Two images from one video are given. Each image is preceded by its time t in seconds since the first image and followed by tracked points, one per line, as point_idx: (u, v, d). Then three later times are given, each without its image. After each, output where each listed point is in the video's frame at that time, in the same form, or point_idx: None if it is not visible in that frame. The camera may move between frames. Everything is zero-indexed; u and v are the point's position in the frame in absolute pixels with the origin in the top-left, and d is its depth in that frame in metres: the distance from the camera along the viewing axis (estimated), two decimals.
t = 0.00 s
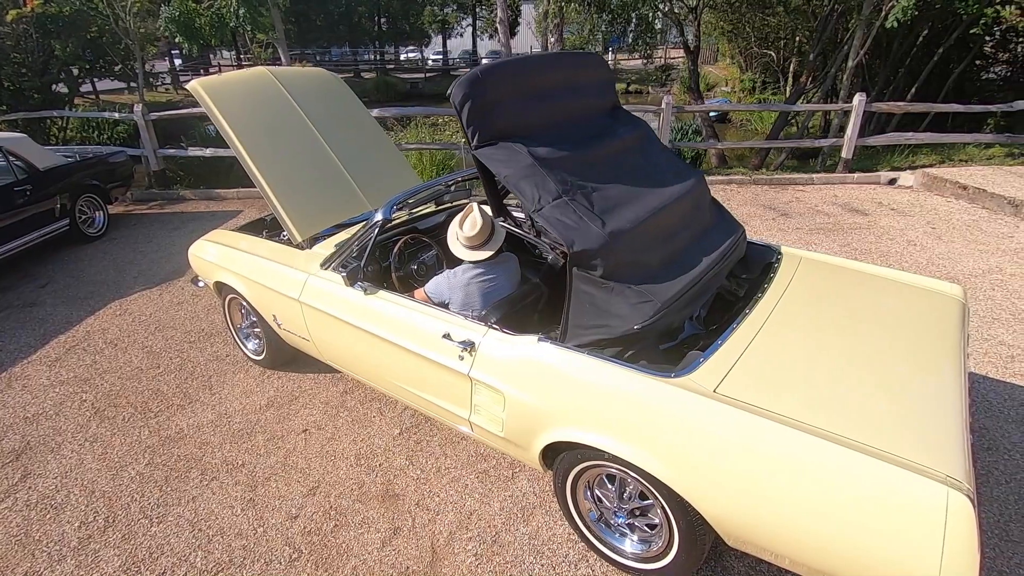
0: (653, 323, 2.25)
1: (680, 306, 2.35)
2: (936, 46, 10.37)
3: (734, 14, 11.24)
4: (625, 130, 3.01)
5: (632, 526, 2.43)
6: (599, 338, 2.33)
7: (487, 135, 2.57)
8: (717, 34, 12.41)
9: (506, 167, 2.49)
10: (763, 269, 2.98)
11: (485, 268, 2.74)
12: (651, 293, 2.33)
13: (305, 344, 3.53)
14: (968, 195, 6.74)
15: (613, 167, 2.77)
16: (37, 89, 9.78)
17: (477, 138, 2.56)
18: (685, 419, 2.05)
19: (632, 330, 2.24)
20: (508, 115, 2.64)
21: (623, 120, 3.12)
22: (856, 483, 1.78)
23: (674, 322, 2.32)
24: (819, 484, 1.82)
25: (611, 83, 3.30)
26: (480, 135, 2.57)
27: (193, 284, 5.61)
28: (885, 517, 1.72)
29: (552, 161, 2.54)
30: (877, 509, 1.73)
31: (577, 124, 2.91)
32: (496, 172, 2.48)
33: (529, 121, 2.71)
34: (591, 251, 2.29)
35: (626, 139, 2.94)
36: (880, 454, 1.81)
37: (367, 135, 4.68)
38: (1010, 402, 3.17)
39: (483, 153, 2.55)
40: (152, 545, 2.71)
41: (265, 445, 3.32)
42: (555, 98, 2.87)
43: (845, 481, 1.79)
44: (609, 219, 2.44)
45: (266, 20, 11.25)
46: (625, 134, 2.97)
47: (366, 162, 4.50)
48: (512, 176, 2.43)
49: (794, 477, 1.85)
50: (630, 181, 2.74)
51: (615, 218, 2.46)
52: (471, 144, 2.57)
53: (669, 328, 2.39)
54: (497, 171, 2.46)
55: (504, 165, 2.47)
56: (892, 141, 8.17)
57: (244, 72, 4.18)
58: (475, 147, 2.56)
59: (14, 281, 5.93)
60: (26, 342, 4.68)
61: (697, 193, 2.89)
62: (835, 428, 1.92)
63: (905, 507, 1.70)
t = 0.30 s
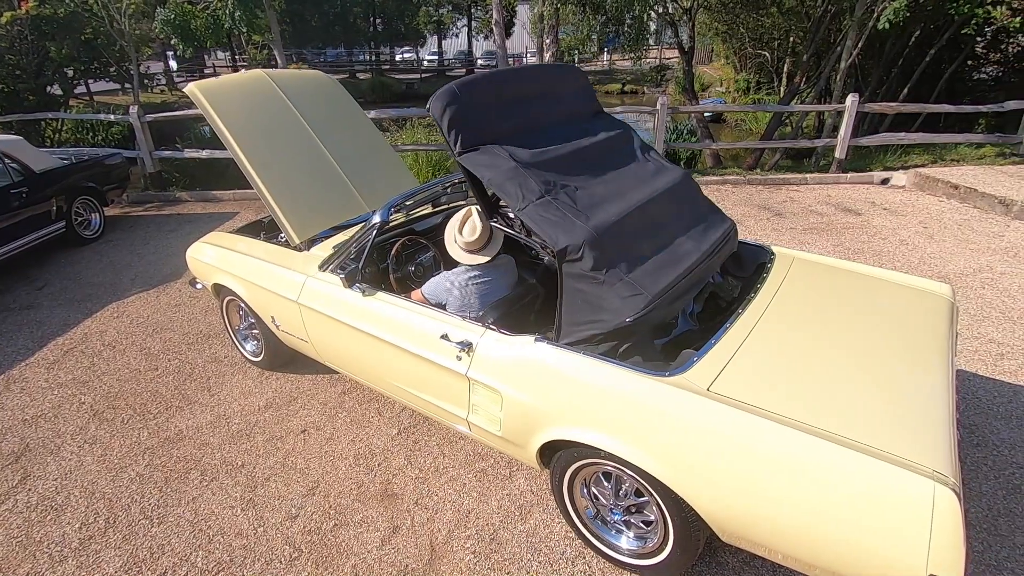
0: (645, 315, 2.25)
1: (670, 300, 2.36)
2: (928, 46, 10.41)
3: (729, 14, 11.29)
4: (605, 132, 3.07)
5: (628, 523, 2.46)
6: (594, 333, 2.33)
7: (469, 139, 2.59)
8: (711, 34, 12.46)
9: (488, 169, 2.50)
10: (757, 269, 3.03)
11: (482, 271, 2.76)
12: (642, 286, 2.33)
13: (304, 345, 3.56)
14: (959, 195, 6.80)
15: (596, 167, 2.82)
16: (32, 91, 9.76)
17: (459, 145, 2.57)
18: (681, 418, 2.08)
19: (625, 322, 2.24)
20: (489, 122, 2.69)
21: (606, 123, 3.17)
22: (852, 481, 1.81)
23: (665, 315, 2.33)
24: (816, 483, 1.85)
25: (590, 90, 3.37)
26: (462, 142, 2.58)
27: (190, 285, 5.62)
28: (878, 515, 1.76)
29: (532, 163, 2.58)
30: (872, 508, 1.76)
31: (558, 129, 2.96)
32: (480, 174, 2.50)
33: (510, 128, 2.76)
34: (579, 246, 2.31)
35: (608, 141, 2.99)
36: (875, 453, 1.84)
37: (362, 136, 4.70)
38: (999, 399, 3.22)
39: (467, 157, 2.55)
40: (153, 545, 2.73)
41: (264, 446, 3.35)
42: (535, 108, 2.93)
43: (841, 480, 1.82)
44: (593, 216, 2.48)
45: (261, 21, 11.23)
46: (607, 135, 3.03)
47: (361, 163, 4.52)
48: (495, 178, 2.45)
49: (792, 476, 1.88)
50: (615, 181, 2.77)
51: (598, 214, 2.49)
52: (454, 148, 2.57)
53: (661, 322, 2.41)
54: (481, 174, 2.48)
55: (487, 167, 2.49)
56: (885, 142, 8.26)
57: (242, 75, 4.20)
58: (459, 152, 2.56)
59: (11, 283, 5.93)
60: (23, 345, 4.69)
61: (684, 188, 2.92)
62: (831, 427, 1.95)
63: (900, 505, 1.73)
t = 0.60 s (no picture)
0: (635, 307, 2.27)
1: (660, 292, 2.38)
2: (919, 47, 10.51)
3: (723, 15, 11.36)
4: (588, 135, 3.14)
5: (624, 519, 2.51)
6: (586, 328, 2.35)
7: (454, 146, 2.63)
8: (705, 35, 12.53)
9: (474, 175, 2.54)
10: (749, 270, 3.08)
11: (480, 275, 2.78)
12: (631, 279, 2.35)
13: (303, 346, 3.59)
14: (950, 195, 6.88)
15: (581, 168, 2.87)
16: (27, 93, 9.76)
17: (446, 154, 2.60)
18: (681, 418, 2.11)
19: (616, 314, 2.25)
20: (474, 130, 2.73)
21: (590, 129, 3.23)
22: (852, 481, 1.84)
23: (654, 308, 2.35)
24: (816, 483, 1.88)
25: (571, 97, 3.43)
26: (448, 151, 2.62)
27: (187, 287, 5.64)
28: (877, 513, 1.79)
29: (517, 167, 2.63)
30: (872, 507, 1.80)
31: (543, 135, 3.02)
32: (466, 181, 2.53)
33: (495, 135, 2.80)
34: (567, 243, 2.35)
35: (592, 143, 3.06)
36: (873, 452, 1.88)
37: (358, 137, 4.74)
38: (986, 395, 3.28)
39: (454, 165, 2.57)
40: (155, 545, 2.76)
41: (264, 446, 3.38)
42: (519, 116, 2.98)
43: (841, 480, 1.85)
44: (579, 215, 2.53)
45: (257, 22, 11.24)
46: (590, 138, 3.09)
47: (358, 166, 4.56)
48: (482, 183, 2.49)
49: (792, 476, 1.92)
50: (601, 181, 2.83)
51: (584, 213, 2.54)
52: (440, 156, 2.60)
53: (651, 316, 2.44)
54: (467, 180, 2.52)
55: (473, 173, 2.53)
56: (876, 143, 8.22)
57: (239, 78, 4.24)
58: (445, 159, 2.59)
59: (8, 286, 5.93)
60: (21, 347, 4.70)
61: (670, 186, 2.98)
62: (828, 427, 1.99)
63: (899, 505, 1.76)
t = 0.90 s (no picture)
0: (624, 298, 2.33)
1: (648, 283, 2.44)
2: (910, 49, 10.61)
3: (716, 17, 11.44)
4: (571, 139, 3.22)
5: (619, 514, 2.56)
6: (578, 323, 2.38)
7: (439, 153, 2.66)
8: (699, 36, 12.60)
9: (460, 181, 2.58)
10: (741, 269, 3.13)
11: (478, 278, 2.84)
12: (618, 272, 2.41)
13: (301, 346, 3.63)
14: (940, 195, 6.97)
15: (564, 169, 2.94)
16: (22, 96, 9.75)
17: (432, 162, 2.62)
18: (679, 417, 2.15)
19: (606, 306, 2.30)
20: (458, 139, 2.79)
21: (573, 134, 3.30)
22: (853, 481, 1.87)
23: (642, 300, 2.41)
24: (817, 483, 1.92)
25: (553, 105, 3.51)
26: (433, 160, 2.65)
27: (184, 289, 5.67)
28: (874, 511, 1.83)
29: (501, 172, 2.68)
30: (872, 507, 1.83)
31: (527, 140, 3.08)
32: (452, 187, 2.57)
33: (478, 143, 2.86)
34: (554, 242, 2.41)
35: (575, 146, 3.13)
36: (871, 450, 1.92)
37: (353, 138, 4.78)
38: (973, 392, 3.35)
39: (441, 171, 2.60)
40: (157, 543, 2.80)
41: (264, 446, 3.41)
42: (502, 124, 3.05)
43: (841, 480, 1.89)
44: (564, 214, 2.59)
45: (252, 24, 11.25)
46: (573, 142, 3.17)
47: (354, 167, 4.60)
48: (469, 188, 2.54)
49: (792, 477, 1.95)
50: (585, 182, 2.89)
51: (568, 212, 2.60)
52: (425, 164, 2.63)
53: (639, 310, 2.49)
54: (453, 187, 2.56)
55: (458, 180, 2.57)
56: (870, 143, 8.32)
57: (236, 82, 4.27)
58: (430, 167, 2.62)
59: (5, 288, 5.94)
60: (20, 350, 4.72)
61: (655, 185, 3.05)
62: (826, 425, 2.03)
63: (898, 504, 1.81)
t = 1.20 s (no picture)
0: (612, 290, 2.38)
1: (635, 275, 2.49)
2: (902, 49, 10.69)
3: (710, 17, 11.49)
4: (557, 143, 3.27)
5: (613, 510, 2.60)
6: (568, 318, 2.43)
7: (427, 160, 2.70)
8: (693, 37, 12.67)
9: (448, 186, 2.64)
10: (732, 267, 3.16)
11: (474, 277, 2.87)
12: (605, 265, 2.45)
13: (299, 346, 3.66)
14: (931, 194, 7.04)
15: (552, 171, 2.99)
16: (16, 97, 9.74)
17: (420, 169, 2.68)
18: (677, 416, 2.18)
19: (595, 298, 2.36)
20: (446, 146, 2.84)
21: (561, 137, 3.36)
22: (849, 480, 1.91)
23: (632, 291, 2.46)
24: (817, 483, 1.94)
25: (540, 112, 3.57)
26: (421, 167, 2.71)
27: (181, 290, 5.68)
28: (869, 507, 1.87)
29: (487, 176, 2.74)
30: (869, 505, 1.87)
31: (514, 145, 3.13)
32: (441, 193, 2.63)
33: (466, 149, 2.91)
34: (541, 239, 2.46)
35: (561, 149, 3.18)
36: (870, 448, 1.95)
37: (349, 138, 4.80)
38: (962, 387, 3.41)
39: (429, 177, 2.66)
40: (157, 542, 2.83)
41: (262, 445, 3.44)
42: (489, 131, 3.11)
43: (839, 479, 1.92)
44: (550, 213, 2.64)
45: (247, 25, 11.24)
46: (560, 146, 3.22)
47: (350, 168, 4.63)
48: (457, 193, 2.60)
49: (792, 476, 1.98)
50: (572, 183, 2.94)
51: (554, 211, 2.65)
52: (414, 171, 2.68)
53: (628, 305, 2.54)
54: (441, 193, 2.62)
55: (446, 185, 2.63)
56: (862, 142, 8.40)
57: (233, 84, 4.29)
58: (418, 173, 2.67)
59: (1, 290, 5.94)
60: (17, 351, 4.74)
61: (642, 185, 3.09)
62: (821, 423, 2.07)
63: (893, 500, 1.84)
